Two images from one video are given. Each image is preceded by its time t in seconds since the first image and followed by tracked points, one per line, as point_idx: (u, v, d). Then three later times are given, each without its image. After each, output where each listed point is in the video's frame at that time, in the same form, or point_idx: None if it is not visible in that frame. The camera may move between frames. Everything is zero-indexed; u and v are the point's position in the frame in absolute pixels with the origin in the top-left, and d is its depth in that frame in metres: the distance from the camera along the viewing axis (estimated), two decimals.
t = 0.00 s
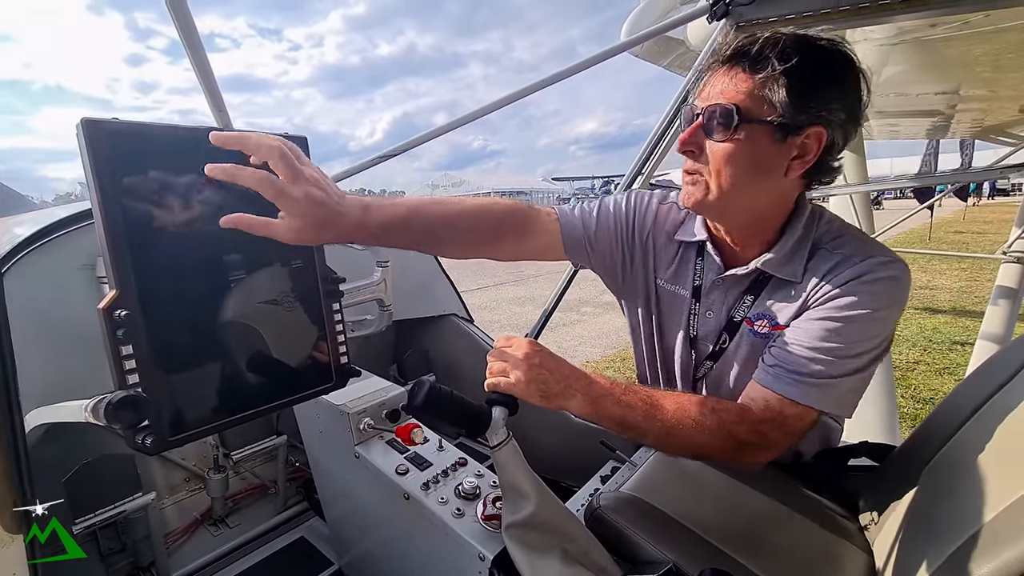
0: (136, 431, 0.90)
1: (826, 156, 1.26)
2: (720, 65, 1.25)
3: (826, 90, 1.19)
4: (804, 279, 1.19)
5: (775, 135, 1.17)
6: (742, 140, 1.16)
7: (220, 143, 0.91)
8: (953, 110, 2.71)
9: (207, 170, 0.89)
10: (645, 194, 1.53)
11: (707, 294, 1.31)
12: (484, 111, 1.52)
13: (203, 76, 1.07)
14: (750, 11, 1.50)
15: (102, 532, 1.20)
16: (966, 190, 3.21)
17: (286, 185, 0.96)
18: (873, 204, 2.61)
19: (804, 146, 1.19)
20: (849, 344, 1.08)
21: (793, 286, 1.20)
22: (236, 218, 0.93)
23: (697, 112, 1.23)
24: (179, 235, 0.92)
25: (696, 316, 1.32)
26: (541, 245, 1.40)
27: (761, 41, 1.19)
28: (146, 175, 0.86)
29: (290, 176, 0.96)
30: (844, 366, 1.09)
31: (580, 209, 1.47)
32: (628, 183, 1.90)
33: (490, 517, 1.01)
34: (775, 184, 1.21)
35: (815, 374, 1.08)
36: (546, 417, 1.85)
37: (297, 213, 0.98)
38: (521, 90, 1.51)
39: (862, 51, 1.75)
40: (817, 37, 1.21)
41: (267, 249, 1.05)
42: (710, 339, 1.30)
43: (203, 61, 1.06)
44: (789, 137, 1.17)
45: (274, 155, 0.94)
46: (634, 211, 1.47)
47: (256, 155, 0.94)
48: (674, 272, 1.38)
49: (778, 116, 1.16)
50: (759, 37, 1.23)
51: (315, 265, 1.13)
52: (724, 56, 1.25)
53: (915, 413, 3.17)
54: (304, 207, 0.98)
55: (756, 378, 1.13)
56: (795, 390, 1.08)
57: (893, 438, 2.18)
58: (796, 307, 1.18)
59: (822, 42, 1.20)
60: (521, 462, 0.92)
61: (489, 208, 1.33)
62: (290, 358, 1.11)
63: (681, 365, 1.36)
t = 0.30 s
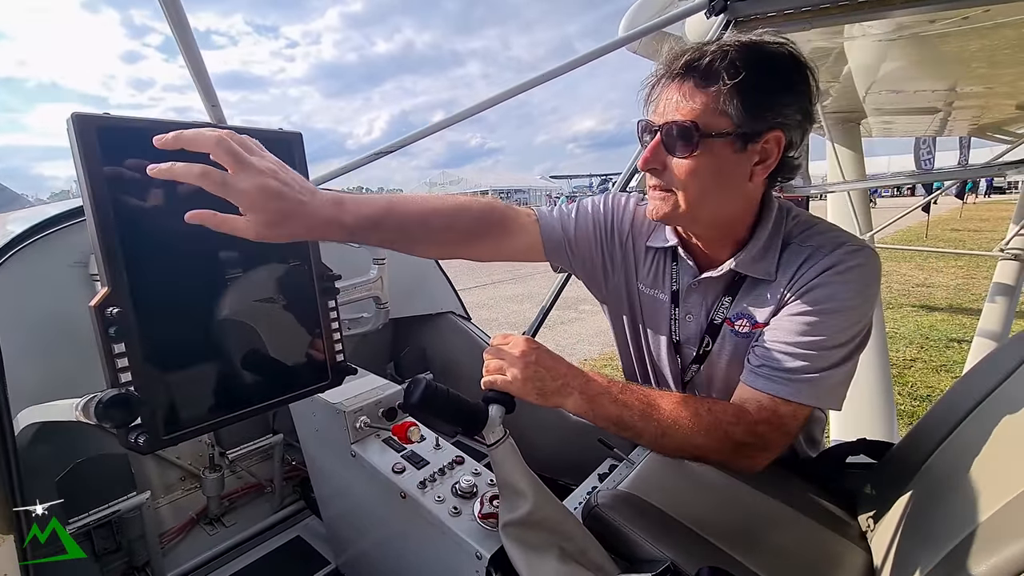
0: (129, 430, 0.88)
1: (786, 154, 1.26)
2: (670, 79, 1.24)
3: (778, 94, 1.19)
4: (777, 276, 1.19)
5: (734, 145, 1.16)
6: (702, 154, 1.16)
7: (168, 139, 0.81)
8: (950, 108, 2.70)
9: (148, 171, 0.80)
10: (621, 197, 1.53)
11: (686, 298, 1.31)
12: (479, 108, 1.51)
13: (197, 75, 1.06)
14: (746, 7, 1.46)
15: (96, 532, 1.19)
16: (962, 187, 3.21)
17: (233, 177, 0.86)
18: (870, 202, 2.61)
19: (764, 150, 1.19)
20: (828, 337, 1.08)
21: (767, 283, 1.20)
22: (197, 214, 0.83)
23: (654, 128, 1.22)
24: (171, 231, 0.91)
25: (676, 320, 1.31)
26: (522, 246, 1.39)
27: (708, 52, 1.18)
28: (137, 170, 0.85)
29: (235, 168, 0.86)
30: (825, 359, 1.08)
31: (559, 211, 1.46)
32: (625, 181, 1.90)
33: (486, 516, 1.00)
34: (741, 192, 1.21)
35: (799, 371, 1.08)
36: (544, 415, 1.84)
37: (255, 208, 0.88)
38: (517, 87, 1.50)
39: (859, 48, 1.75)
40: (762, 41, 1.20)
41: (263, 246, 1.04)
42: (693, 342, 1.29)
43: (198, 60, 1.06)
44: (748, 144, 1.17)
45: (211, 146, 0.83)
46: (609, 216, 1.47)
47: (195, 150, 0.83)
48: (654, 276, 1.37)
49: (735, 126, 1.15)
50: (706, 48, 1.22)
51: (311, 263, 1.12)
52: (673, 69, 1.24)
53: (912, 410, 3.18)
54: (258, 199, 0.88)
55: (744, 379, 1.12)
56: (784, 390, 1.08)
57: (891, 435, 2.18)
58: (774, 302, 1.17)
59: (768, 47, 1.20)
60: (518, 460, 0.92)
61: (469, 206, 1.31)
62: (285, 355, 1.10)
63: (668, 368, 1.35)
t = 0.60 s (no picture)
0: (128, 430, 0.88)
1: (780, 151, 1.26)
2: (668, 74, 1.23)
3: (774, 92, 1.19)
4: (772, 271, 1.20)
5: (732, 142, 1.17)
6: (700, 150, 1.16)
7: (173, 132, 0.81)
8: (948, 107, 2.71)
9: (155, 164, 0.80)
10: (619, 194, 1.53)
11: (683, 294, 1.30)
12: (478, 107, 1.51)
13: (194, 73, 1.06)
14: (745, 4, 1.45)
15: (96, 531, 1.19)
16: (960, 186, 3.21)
17: (240, 170, 0.88)
18: (868, 200, 2.61)
19: (760, 147, 1.20)
20: (823, 331, 1.09)
21: (763, 279, 1.20)
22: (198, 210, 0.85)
23: (653, 124, 1.22)
24: (169, 231, 0.91)
25: (674, 317, 1.31)
26: (518, 240, 1.41)
27: (707, 48, 1.18)
28: (135, 170, 0.85)
29: (241, 161, 0.88)
30: (820, 353, 1.08)
31: (557, 209, 1.47)
32: (623, 180, 1.90)
33: (485, 514, 1.01)
34: (738, 187, 1.21)
35: (795, 364, 1.08)
36: (543, 414, 1.85)
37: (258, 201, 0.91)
38: (516, 86, 1.50)
39: (857, 46, 1.75)
40: (758, 38, 1.20)
41: (262, 246, 1.04)
42: (691, 339, 1.29)
43: (197, 62, 1.06)
44: (744, 141, 1.17)
45: (222, 139, 0.85)
46: (607, 213, 1.47)
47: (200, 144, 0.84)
48: (652, 273, 1.37)
49: (732, 122, 1.16)
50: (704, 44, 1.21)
51: (310, 261, 1.11)
52: (671, 65, 1.24)
53: (910, 408, 3.18)
54: (262, 193, 0.91)
55: (741, 374, 1.12)
56: (782, 383, 1.08)
57: (889, 433, 2.19)
58: (771, 297, 1.18)
59: (764, 44, 1.19)
60: (517, 459, 0.92)
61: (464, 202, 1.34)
62: (284, 353, 1.10)
63: (666, 365, 1.35)
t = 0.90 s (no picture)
0: (124, 429, 0.88)
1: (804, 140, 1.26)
2: (692, 63, 1.25)
3: (799, 79, 1.19)
4: (789, 266, 1.20)
5: (755, 127, 1.16)
6: (724, 136, 1.16)
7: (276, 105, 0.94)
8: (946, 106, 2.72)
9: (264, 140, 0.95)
10: (638, 182, 1.55)
11: (696, 284, 1.31)
12: (477, 106, 1.51)
13: (191, 71, 1.05)
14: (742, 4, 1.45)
15: (94, 531, 1.18)
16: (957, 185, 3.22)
17: (337, 143, 1.07)
18: (866, 199, 2.61)
19: (783, 134, 1.20)
20: (838, 326, 1.10)
21: (780, 273, 1.21)
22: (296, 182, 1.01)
23: (676, 111, 1.23)
24: (166, 230, 0.91)
25: (685, 306, 1.32)
26: (537, 222, 1.46)
27: (731, 36, 1.18)
28: (132, 169, 0.85)
29: (338, 137, 1.06)
30: (834, 349, 1.09)
31: (575, 192, 1.49)
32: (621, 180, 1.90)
33: (484, 513, 1.01)
34: (760, 175, 1.21)
35: (806, 358, 1.08)
36: (542, 413, 1.85)
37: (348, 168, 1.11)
38: (514, 84, 1.50)
39: (855, 46, 1.75)
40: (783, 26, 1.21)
41: (261, 245, 1.04)
42: (699, 328, 1.30)
43: (194, 62, 1.06)
44: (768, 127, 1.17)
45: (318, 114, 1.01)
46: (623, 199, 1.48)
47: (302, 121, 0.99)
48: (664, 260, 1.38)
49: (756, 108, 1.16)
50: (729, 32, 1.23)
51: (307, 261, 1.11)
52: (695, 54, 1.25)
53: (907, 407, 3.19)
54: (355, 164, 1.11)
55: (749, 364, 1.13)
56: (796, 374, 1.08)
57: (886, 431, 2.19)
58: (785, 291, 1.19)
59: (788, 32, 1.20)
60: (516, 459, 0.92)
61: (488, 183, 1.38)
62: (282, 351, 1.10)
63: (673, 357, 1.35)
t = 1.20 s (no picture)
0: (123, 430, 0.88)
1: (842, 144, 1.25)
2: (733, 61, 1.23)
3: (843, 82, 1.19)
4: (809, 271, 1.21)
5: (796, 129, 1.16)
6: (763, 137, 1.15)
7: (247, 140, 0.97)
8: (944, 105, 2.72)
9: (241, 170, 0.97)
10: (657, 178, 1.55)
11: (714, 285, 1.32)
12: (476, 105, 1.51)
13: (189, 72, 1.05)
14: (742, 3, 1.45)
15: (92, 531, 1.18)
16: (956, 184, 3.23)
17: (301, 164, 1.01)
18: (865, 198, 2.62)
19: (823, 138, 1.19)
20: (853, 333, 1.10)
21: (798, 277, 1.22)
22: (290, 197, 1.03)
23: (714, 108, 1.21)
24: (164, 230, 0.91)
25: (699, 306, 1.33)
26: (552, 217, 1.44)
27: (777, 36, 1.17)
28: (130, 169, 0.84)
29: (300, 157, 1.01)
30: (846, 354, 1.09)
31: (593, 186, 1.49)
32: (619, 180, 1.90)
33: (482, 513, 1.01)
34: (793, 177, 1.21)
35: (817, 361, 1.09)
36: (540, 412, 1.85)
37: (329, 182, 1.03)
38: (512, 84, 1.50)
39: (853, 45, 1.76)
40: (830, 27, 1.20)
41: (261, 246, 1.04)
42: (712, 328, 1.31)
43: (192, 62, 1.06)
44: (808, 130, 1.17)
45: (275, 142, 0.99)
46: (640, 195, 1.48)
47: (265, 150, 0.99)
48: (682, 260, 1.39)
49: (798, 110, 1.15)
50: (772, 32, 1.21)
51: (306, 260, 1.11)
52: (737, 52, 1.24)
53: (906, 406, 3.19)
54: (325, 180, 1.03)
55: (757, 361, 1.14)
56: (807, 376, 1.08)
57: (884, 430, 2.20)
58: (801, 294, 1.19)
59: (836, 34, 1.19)
60: (515, 458, 0.92)
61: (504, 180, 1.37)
62: (281, 350, 1.10)
63: (682, 357, 1.36)
